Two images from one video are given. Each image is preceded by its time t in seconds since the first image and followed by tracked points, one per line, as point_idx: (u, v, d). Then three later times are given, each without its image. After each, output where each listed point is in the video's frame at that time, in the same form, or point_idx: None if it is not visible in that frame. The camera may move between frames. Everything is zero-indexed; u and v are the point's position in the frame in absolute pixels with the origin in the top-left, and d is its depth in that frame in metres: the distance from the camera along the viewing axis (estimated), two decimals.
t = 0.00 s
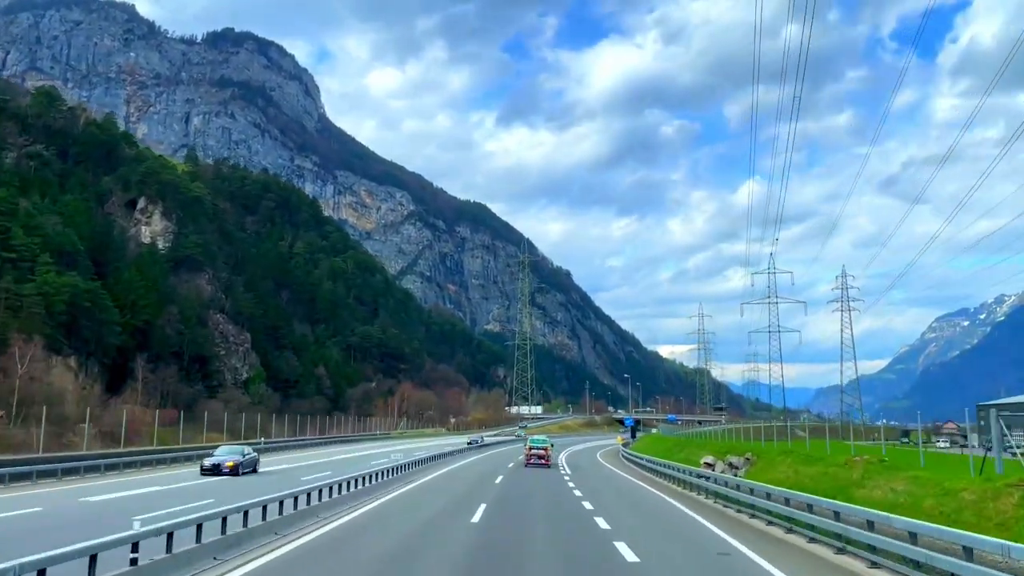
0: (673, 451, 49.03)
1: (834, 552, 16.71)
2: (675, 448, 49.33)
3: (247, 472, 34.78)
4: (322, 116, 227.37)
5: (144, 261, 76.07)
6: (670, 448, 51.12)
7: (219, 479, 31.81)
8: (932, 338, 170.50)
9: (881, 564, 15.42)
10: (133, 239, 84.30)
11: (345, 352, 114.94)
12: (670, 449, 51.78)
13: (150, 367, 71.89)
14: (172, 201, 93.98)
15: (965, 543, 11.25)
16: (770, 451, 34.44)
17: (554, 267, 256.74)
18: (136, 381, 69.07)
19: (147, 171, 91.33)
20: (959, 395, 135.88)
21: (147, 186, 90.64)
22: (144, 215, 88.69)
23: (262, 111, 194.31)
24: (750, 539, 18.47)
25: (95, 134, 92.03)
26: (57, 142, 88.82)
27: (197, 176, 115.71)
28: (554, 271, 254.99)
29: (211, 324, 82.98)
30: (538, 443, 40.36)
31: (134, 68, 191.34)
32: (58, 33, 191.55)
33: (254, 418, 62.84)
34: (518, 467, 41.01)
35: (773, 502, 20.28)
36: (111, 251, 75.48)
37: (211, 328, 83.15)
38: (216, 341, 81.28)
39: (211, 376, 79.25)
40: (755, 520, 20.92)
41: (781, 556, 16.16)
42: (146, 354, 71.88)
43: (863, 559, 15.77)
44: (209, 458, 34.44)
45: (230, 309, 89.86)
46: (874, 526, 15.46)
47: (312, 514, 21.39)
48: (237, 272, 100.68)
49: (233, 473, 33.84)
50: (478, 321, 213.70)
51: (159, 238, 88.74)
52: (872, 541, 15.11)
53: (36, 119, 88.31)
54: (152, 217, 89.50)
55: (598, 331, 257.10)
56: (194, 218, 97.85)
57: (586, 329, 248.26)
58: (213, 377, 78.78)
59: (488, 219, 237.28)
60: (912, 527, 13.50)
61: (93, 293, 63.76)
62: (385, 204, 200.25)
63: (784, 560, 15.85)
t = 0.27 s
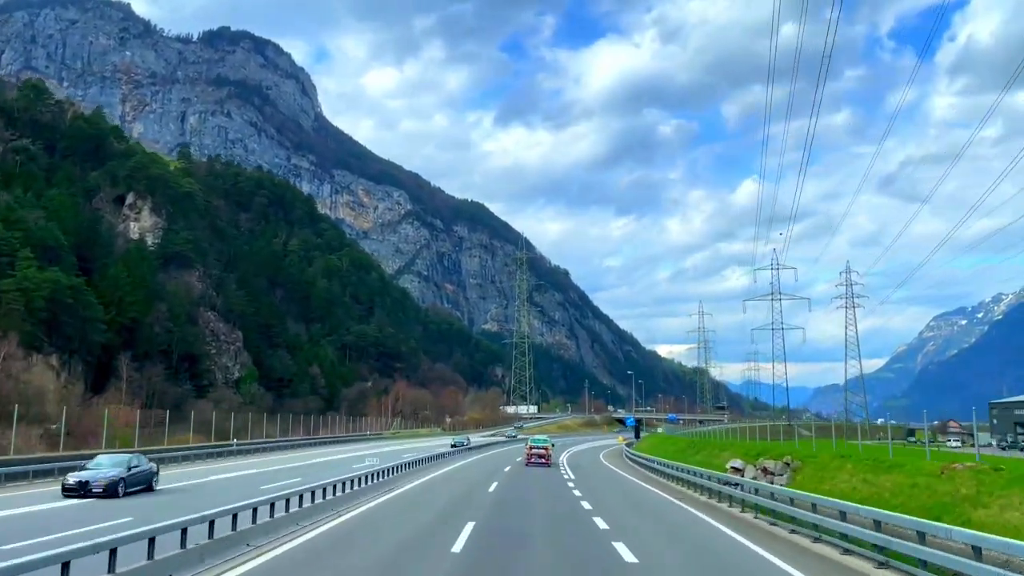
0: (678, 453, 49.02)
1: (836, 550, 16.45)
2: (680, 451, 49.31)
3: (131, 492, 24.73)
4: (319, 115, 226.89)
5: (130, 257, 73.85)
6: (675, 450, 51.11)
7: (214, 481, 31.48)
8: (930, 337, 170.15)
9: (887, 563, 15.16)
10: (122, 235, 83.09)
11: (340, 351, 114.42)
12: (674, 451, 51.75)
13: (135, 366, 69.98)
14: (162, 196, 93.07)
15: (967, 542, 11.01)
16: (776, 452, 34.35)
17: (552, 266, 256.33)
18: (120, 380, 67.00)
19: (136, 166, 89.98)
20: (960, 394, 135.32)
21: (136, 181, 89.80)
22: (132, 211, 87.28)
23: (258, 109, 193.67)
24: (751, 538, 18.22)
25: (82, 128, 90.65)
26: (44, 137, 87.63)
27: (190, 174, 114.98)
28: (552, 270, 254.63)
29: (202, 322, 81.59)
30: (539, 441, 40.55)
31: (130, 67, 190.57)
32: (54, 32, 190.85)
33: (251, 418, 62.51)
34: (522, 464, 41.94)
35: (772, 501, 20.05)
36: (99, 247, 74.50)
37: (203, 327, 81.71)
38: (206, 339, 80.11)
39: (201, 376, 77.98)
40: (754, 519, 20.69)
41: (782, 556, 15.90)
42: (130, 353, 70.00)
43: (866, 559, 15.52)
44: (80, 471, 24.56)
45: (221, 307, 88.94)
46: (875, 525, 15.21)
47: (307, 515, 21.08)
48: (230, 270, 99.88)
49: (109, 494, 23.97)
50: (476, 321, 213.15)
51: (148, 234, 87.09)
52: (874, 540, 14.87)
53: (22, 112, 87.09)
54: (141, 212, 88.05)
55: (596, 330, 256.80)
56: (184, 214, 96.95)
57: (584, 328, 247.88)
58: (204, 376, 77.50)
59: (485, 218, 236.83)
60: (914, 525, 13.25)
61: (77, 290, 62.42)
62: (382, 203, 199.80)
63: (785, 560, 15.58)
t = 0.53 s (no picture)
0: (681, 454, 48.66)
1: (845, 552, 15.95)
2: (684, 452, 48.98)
3: None
4: (315, 114, 226.23)
5: (116, 252, 71.91)
6: (678, 451, 50.78)
7: (208, 483, 30.93)
8: (927, 336, 169.89)
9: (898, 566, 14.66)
10: (110, 231, 82.03)
11: (335, 350, 113.84)
12: (677, 451, 51.39)
13: (118, 365, 66.61)
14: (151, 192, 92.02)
15: (987, 543, 10.49)
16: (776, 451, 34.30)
17: (550, 265, 255.89)
18: (102, 377, 64.33)
19: (124, 161, 88.79)
20: (959, 392, 135.04)
21: (125, 175, 88.98)
22: (121, 207, 87.35)
23: (255, 109, 192.88)
24: (756, 538, 17.72)
25: (70, 122, 88.72)
26: (30, 131, 85.55)
27: (183, 171, 114.07)
28: (549, 269, 254.18)
29: (190, 320, 80.54)
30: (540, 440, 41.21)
31: (126, 66, 189.46)
32: (50, 31, 189.92)
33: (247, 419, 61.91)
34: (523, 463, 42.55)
35: (776, 501, 19.55)
36: (86, 242, 73.42)
37: (192, 324, 80.65)
38: (195, 337, 78.81)
39: (188, 374, 75.66)
40: (758, 518, 20.18)
41: (789, 558, 15.38)
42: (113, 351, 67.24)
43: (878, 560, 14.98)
44: None
45: (212, 305, 87.85)
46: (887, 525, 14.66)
47: (301, 516, 20.55)
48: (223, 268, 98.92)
49: None
50: (474, 320, 212.60)
51: (137, 230, 87.57)
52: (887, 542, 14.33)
53: (7, 106, 84.90)
54: (129, 208, 88.12)
55: (594, 330, 256.44)
56: (175, 211, 95.88)
57: (583, 328, 247.48)
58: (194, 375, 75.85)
59: (482, 217, 236.22)
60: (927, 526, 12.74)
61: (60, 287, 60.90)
62: (379, 203, 199.25)
63: (793, 562, 15.04)
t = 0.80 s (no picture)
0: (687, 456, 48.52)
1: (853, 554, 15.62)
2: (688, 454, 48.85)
3: None
4: (312, 114, 225.79)
5: (101, 247, 69.63)
6: (683, 453, 50.65)
7: (204, 482, 30.55)
8: (925, 336, 169.50)
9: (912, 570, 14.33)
10: (97, 227, 80.79)
11: (330, 349, 113.36)
12: (682, 453, 51.27)
13: (100, 364, 64.86)
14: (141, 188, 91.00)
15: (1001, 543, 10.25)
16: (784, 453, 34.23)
17: (548, 264, 255.60)
18: (83, 377, 62.20)
19: (113, 156, 88.07)
20: (958, 390, 134.79)
21: (113, 171, 88.06)
22: (108, 203, 86.41)
23: (251, 108, 192.14)
24: (763, 538, 17.35)
25: (55, 117, 87.27)
26: (16, 125, 84.08)
27: (177, 170, 113.24)
28: (548, 269, 253.84)
29: (180, 318, 79.27)
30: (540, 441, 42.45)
31: (121, 66, 188.50)
32: (45, 30, 188.98)
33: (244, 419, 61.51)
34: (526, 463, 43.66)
35: (781, 499, 19.22)
36: (72, 238, 72.59)
37: (182, 323, 79.39)
38: (185, 337, 77.54)
39: (176, 373, 74.20)
40: (763, 517, 19.83)
41: (798, 560, 15.03)
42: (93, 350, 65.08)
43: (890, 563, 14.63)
44: None
45: (202, 302, 86.23)
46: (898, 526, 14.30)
47: (298, 517, 20.14)
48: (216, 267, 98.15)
49: None
50: (472, 320, 212.12)
51: (126, 226, 86.80)
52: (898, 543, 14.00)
53: None
54: (117, 204, 87.20)
55: (592, 329, 255.99)
56: (164, 207, 94.69)
57: (581, 327, 247.07)
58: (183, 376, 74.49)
59: (480, 216, 235.79)
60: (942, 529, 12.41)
61: (42, 284, 59.47)
62: (376, 202, 198.63)
63: (802, 564, 14.69)
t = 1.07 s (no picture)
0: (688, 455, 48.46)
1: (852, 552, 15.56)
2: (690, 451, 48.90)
3: None
4: (309, 113, 225.31)
5: (86, 243, 68.47)
6: (684, 451, 50.68)
7: (200, 483, 30.22)
8: (922, 335, 169.13)
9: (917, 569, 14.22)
10: (81, 223, 79.69)
11: (324, 349, 112.92)
12: (684, 452, 51.30)
13: (80, 363, 63.74)
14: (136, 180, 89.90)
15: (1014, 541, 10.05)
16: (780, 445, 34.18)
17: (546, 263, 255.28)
18: (63, 377, 60.55)
19: (100, 149, 85.58)
20: (955, 388, 134.48)
21: (100, 164, 84.98)
22: (94, 198, 83.48)
23: (247, 108, 191.53)
24: (764, 535, 17.18)
25: (40, 112, 86.45)
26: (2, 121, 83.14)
27: (169, 167, 112.65)
28: (545, 268, 253.48)
29: (168, 316, 77.63)
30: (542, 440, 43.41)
31: (116, 66, 187.60)
32: (39, 30, 188.06)
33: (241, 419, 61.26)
34: (526, 463, 43.87)
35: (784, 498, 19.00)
36: (56, 233, 71.77)
37: (170, 320, 77.78)
38: (174, 335, 75.79)
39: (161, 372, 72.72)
40: (764, 517, 19.62)
41: (804, 558, 14.78)
42: (74, 348, 63.69)
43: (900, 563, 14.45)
44: None
45: (190, 300, 84.47)
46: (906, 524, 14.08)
47: (296, 517, 19.83)
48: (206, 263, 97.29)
49: None
50: (469, 320, 211.67)
51: (112, 223, 83.78)
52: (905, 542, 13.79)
53: None
54: (104, 200, 84.22)
55: (590, 329, 255.60)
56: (153, 203, 93.60)
57: (579, 327, 246.73)
58: (170, 375, 73.17)
59: (477, 215, 235.27)
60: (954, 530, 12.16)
61: (20, 279, 57.79)
62: (373, 202, 198.04)
63: (808, 564, 14.49)
